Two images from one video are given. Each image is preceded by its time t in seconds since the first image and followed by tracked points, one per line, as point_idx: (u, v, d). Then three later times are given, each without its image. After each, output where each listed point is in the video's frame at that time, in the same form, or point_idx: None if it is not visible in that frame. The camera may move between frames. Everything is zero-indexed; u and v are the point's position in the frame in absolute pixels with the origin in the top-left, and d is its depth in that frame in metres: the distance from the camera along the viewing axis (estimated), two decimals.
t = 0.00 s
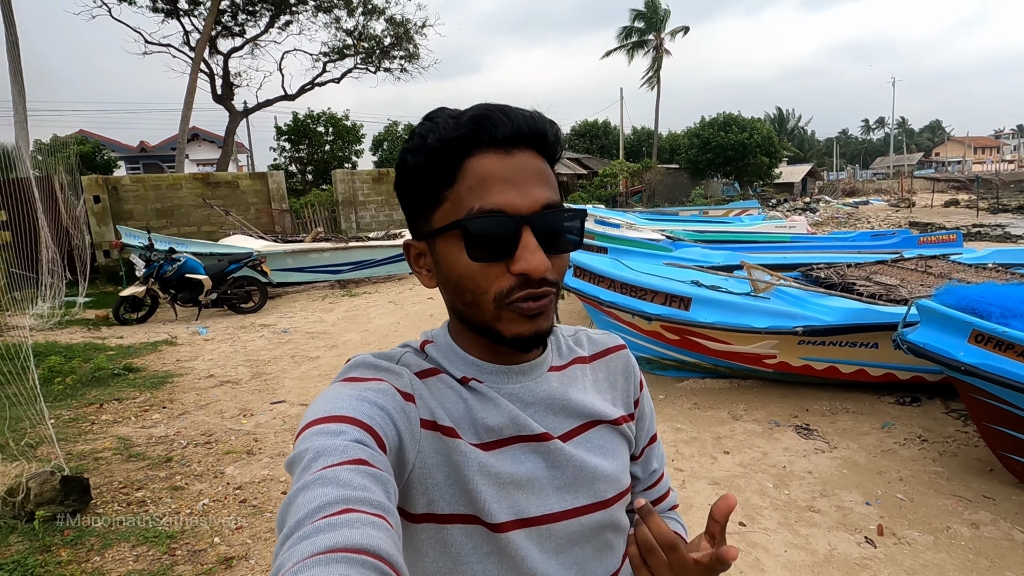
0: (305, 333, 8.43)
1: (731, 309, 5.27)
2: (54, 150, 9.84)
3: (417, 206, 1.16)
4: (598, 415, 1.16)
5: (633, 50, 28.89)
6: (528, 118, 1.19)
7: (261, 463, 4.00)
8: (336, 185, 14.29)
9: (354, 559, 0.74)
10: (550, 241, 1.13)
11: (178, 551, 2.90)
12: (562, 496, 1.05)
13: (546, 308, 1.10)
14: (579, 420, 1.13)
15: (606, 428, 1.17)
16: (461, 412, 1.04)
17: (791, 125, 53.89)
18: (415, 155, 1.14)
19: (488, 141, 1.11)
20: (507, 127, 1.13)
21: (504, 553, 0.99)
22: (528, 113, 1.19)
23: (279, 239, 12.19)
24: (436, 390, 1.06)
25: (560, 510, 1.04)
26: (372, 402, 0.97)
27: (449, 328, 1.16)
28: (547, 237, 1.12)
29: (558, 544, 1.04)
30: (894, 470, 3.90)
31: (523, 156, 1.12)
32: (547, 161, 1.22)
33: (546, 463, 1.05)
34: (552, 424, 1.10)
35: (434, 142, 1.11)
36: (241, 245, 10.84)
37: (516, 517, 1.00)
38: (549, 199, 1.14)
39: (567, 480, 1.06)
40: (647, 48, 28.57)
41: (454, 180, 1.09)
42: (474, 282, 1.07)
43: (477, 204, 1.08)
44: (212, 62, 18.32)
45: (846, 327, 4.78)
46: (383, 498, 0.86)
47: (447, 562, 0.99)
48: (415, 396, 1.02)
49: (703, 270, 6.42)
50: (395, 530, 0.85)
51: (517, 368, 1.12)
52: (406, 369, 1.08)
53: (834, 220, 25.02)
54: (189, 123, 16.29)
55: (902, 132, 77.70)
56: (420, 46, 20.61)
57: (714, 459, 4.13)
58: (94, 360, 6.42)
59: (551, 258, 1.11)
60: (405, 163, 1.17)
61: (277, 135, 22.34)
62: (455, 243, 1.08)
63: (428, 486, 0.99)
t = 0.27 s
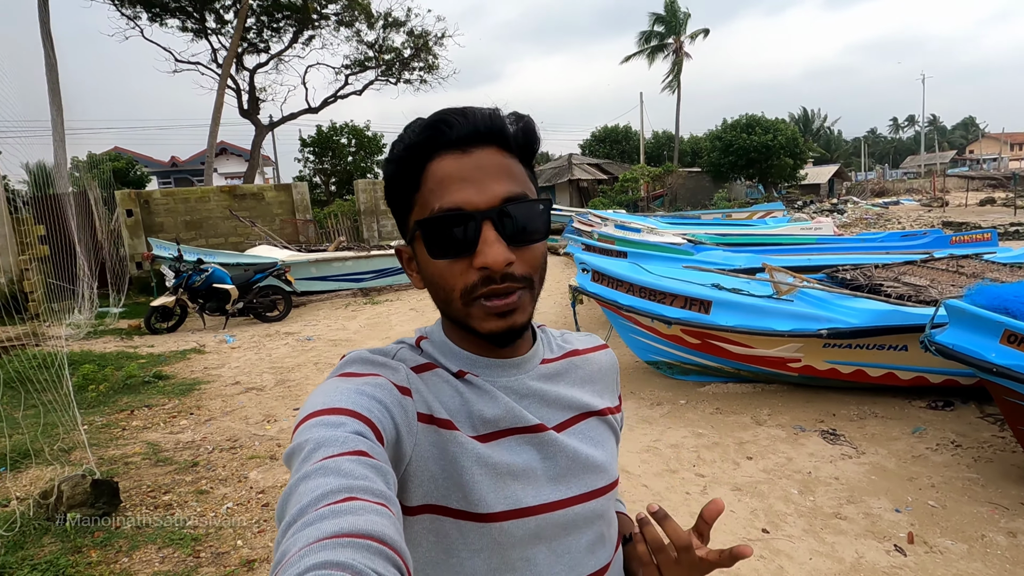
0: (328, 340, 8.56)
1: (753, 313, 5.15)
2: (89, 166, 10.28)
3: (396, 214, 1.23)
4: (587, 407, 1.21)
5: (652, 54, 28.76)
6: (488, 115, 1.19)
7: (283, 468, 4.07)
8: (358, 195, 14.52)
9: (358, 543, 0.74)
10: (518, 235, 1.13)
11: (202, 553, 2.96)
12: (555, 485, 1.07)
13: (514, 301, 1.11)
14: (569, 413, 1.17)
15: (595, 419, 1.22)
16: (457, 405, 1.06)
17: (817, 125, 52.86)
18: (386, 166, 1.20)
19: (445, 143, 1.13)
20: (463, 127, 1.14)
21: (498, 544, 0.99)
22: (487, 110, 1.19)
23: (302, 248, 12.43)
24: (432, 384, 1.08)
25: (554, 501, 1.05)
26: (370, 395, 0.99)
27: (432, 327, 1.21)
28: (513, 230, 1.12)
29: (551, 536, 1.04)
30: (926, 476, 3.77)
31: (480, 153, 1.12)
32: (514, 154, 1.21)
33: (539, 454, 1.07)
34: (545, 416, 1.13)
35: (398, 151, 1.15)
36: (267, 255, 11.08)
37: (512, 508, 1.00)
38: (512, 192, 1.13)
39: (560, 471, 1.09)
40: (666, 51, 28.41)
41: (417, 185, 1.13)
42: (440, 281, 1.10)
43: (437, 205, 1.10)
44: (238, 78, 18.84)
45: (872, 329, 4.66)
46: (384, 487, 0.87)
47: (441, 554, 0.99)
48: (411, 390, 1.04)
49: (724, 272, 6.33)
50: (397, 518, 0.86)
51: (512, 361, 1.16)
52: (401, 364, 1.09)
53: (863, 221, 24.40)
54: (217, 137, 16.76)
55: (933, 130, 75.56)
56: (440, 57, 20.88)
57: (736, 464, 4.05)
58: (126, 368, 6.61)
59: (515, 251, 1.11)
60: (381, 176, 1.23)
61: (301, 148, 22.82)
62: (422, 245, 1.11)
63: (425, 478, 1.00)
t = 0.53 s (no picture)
0: (357, 336, 8.69)
1: (787, 313, 4.99)
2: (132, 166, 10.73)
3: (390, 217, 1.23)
4: (586, 408, 1.20)
5: (685, 48, 28.23)
6: (482, 117, 1.18)
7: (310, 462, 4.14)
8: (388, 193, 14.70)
9: (356, 549, 0.75)
10: (508, 243, 1.13)
11: (231, 543, 3.04)
12: (554, 489, 1.07)
13: (505, 310, 1.11)
14: (567, 415, 1.17)
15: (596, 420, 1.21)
16: (454, 409, 1.06)
17: (857, 118, 51.06)
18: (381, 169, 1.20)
19: (437, 148, 1.13)
20: (456, 132, 1.14)
21: (499, 547, 1.00)
22: (481, 114, 1.18)
23: (333, 246, 12.65)
24: (429, 388, 1.08)
25: (552, 504, 1.06)
26: (366, 401, 0.99)
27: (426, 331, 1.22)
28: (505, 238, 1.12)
29: (552, 538, 1.05)
30: (968, 485, 3.60)
31: (473, 159, 1.12)
32: (509, 158, 1.20)
33: (536, 458, 1.07)
34: (542, 418, 1.13)
35: (391, 156, 1.16)
36: (299, 252, 11.32)
37: (512, 511, 1.01)
38: (504, 199, 1.13)
39: (559, 474, 1.08)
40: (699, 45, 27.85)
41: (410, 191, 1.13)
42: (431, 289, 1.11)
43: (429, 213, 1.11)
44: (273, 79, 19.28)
45: (912, 331, 4.48)
46: (381, 493, 0.87)
47: (444, 559, 1.00)
48: (408, 394, 1.05)
49: (755, 271, 6.17)
50: (395, 524, 0.86)
51: (509, 364, 1.16)
52: (397, 369, 1.10)
53: (905, 218, 23.45)
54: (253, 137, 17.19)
55: (983, 122, 72.10)
56: (469, 55, 20.95)
57: (765, 468, 3.95)
58: (164, 362, 6.85)
59: (507, 259, 1.12)
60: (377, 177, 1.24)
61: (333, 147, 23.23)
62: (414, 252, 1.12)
63: (424, 484, 1.00)
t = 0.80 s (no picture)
0: (388, 322, 8.81)
1: (824, 304, 4.84)
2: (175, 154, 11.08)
3: (402, 215, 1.17)
4: (594, 412, 1.19)
5: (724, 27, 27.28)
6: (504, 118, 1.17)
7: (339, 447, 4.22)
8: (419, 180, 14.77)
9: (355, 564, 0.74)
10: (530, 243, 1.11)
11: (262, 525, 3.13)
12: (565, 492, 1.07)
13: (528, 311, 1.09)
14: (575, 418, 1.15)
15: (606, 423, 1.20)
16: (461, 415, 1.05)
17: (907, 98, 48.55)
18: (397, 165, 1.15)
19: (462, 145, 1.09)
20: (482, 130, 1.11)
21: (513, 552, 1.01)
22: (505, 115, 1.16)
23: (366, 232, 12.81)
24: (435, 395, 1.06)
25: (564, 508, 1.07)
26: (370, 410, 0.98)
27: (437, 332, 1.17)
28: (529, 238, 1.10)
29: (566, 540, 1.07)
30: (1017, 490, 3.42)
31: (500, 159, 1.10)
32: (529, 161, 1.19)
33: (546, 463, 1.07)
34: (551, 422, 1.12)
35: (410, 151, 1.11)
36: (332, 239, 11.50)
37: (524, 517, 1.02)
38: (528, 200, 1.11)
39: (568, 478, 1.08)
40: (739, 24, 26.87)
41: (433, 186, 1.09)
42: (453, 286, 1.06)
43: (453, 210, 1.07)
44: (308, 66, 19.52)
45: (960, 326, 4.25)
46: (383, 504, 0.86)
47: (457, 566, 1.00)
48: (413, 402, 1.03)
49: (793, 261, 5.95)
50: (399, 536, 0.86)
51: (516, 367, 1.13)
52: (402, 376, 1.08)
53: (958, 203, 22.25)
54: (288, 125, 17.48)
55: None
56: (501, 39, 20.73)
57: (798, 466, 3.83)
58: (203, 345, 7.08)
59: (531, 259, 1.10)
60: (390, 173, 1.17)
61: (367, 133, 23.44)
62: (435, 250, 1.08)
63: (432, 492, 0.99)
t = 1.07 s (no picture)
0: (423, 313, 8.91)
1: (868, 303, 4.59)
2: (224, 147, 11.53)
3: (429, 207, 1.05)
4: (579, 402, 1.16)
5: (776, 10, 26.15)
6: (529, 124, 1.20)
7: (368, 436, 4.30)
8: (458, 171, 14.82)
9: (354, 564, 0.73)
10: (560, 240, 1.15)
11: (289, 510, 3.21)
12: (561, 480, 1.06)
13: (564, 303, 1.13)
14: (565, 409, 1.13)
15: (591, 412, 1.17)
16: (456, 413, 1.02)
17: (976, 82, 45.41)
18: (436, 153, 1.04)
19: (510, 141, 1.08)
20: (523, 131, 1.12)
21: (513, 544, 1.00)
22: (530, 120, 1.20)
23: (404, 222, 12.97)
24: (429, 395, 1.03)
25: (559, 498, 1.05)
26: (365, 411, 0.95)
27: (458, 330, 1.10)
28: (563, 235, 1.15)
29: (562, 529, 1.06)
30: None
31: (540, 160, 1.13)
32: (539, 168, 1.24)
33: (542, 456, 1.05)
34: (545, 415, 1.10)
35: (459, 140, 1.03)
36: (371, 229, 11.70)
37: (522, 507, 1.01)
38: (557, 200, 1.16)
39: (563, 468, 1.07)
40: (793, 6, 25.69)
41: (486, 178, 1.03)
42: (509, 277, 1.03)
43: (510, 204, 1.04)
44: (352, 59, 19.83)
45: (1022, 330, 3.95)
46: (381, 505, 0.85)
47: (457, 562, 0.97)
48: (408, 403, 1.00)
49: (838, 256, 5.67)
50: (396, 536, 0.85)
51: (505, 365, 1.11)
52: (396, 378, 1.05)
53: None
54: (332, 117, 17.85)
55: None
56: (542, 28, 20.50)
57: (836, 472, 3.66)
58: (245, 332, 7.35)
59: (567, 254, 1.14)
60: (421, 161, 1.04)
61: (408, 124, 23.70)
62: (487, 241, 1.03)
63: (429, 491, 0.96)
